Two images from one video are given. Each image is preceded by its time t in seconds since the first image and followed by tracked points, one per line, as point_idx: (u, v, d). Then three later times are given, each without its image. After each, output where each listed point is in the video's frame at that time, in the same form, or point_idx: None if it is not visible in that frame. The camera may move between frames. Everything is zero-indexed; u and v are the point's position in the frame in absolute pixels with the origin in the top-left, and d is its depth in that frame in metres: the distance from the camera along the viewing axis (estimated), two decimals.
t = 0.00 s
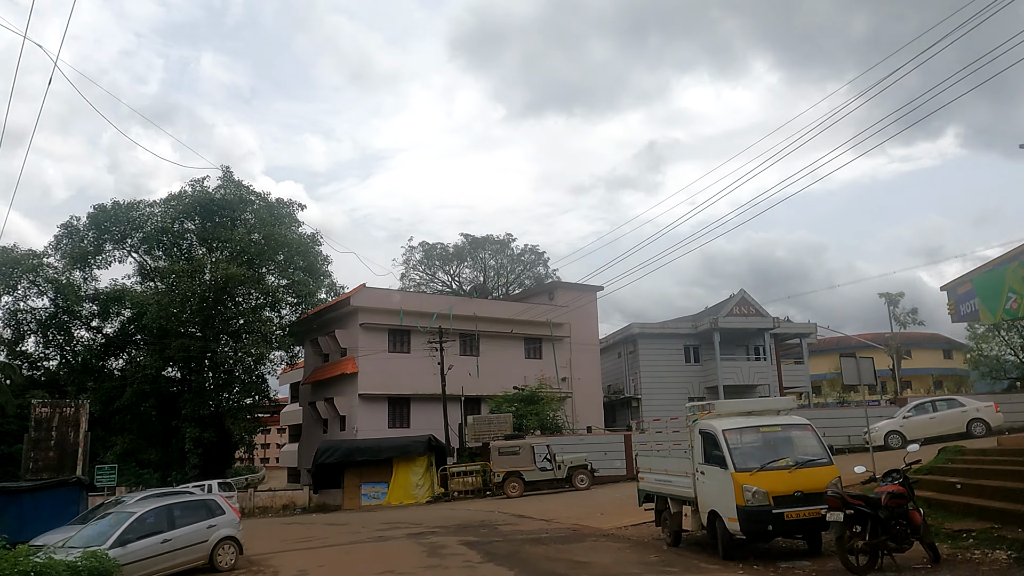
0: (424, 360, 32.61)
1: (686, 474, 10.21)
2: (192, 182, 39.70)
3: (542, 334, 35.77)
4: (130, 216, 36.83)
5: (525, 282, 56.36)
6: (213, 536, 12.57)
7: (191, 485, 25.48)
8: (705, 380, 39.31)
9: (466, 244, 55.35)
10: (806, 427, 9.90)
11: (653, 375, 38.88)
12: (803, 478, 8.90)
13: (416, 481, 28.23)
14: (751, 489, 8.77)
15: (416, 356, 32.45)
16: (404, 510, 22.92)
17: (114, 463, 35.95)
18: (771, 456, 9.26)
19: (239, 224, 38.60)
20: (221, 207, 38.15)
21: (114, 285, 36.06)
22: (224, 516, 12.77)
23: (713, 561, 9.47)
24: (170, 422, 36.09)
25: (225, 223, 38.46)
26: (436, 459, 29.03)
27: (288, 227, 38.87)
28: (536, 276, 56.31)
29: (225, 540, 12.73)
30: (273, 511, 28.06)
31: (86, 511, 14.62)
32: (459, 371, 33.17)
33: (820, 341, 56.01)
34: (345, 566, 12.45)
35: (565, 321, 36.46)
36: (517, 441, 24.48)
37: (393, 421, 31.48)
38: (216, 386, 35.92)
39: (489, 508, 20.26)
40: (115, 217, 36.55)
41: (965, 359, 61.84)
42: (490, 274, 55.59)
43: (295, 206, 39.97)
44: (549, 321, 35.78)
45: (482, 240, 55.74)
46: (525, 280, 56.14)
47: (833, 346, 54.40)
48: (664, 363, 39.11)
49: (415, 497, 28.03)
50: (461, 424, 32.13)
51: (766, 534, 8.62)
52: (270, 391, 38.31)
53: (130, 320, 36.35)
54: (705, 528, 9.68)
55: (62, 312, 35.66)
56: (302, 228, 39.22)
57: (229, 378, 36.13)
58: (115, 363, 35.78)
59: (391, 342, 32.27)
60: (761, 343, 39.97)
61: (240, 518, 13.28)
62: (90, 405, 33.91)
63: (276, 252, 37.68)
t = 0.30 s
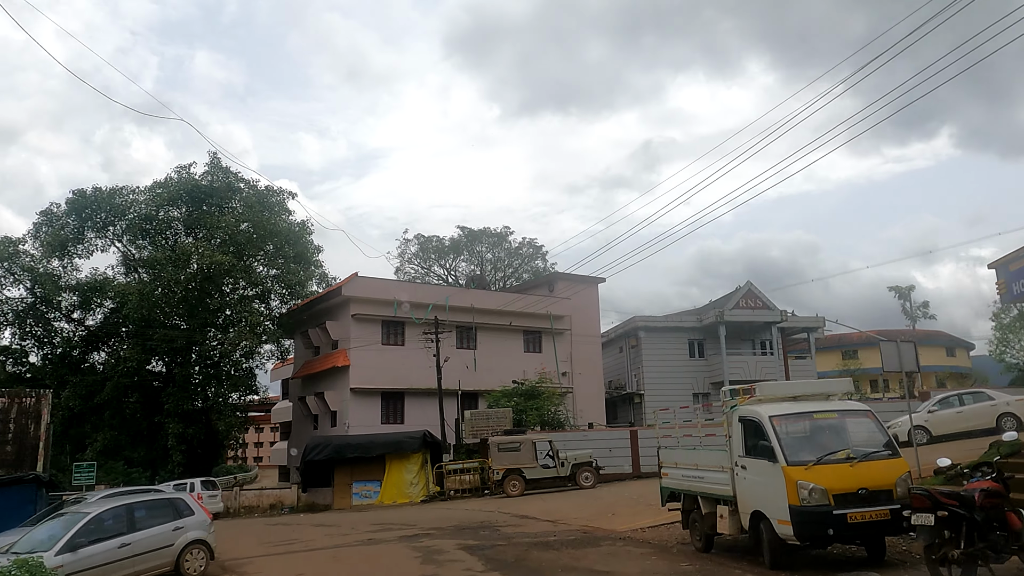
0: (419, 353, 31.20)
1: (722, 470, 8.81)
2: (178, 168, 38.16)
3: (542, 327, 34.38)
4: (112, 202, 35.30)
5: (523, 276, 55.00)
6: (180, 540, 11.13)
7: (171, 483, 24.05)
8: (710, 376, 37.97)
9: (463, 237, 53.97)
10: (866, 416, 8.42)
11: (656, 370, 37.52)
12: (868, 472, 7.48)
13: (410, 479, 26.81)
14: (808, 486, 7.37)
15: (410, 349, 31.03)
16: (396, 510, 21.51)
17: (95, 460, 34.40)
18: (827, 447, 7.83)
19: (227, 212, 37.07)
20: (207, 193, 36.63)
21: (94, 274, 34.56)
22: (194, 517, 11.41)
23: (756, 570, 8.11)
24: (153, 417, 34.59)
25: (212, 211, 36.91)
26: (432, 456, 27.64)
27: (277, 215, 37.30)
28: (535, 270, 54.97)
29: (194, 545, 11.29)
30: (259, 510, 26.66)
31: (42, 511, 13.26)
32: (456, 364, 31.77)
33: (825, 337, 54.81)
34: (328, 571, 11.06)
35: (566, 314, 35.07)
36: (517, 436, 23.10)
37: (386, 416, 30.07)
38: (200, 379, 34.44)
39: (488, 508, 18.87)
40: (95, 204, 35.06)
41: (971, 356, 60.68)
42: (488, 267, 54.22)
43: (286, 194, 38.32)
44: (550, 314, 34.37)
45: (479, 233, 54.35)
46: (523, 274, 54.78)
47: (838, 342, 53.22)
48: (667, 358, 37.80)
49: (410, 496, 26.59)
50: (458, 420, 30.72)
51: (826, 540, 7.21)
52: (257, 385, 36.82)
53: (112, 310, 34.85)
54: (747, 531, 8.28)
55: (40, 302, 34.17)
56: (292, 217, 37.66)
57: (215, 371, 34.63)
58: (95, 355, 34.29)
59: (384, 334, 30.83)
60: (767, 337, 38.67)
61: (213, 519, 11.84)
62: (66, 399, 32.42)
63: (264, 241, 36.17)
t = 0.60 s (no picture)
0: (415, 348, 29.79)
1: (771, 467, 7.45)
2: (165, 155, 36.68)
3: (543, 321, 32.99)
4: (95, 189, 33.82)
5: (523, 272, 53.64)
6: (139, 548, 9.76)
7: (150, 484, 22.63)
8: (717, 373, 36.61)
9: (461, 231, 52.59)
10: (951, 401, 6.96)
11: (662, 367, 36.15)
12: (962, 470, 6.07)
13: (406, 480, 25.40)
14: (888, 487, 5.98)
15: (406, 342, 29.63)
16: (390, 513, 20.11)
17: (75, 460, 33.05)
18: (906, 439, 6.42)
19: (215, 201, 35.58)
20: (195, 182, 35.15)
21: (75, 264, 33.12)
22: (157, 521, 10.07)
23: None
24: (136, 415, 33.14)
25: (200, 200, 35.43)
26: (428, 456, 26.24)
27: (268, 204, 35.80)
28: (535, 266, 53.60)
29: (155, 553, 9.90)
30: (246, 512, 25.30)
31: None
32: (453, 359, 30.38)
33: (831, 335, 53.50)
34: None
35: (568, 308, 33.69)
36: (519, 433, 21.70)
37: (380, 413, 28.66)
38: (185, 375, 32.99)
39: (489, 510, 17.49)
40: (77, 191, 33.57)
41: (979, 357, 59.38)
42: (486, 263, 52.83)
43: (277, 183, 36.86)
44: (551, 308, 33.00)
45: (477, 227, 52.94)
46: (523, 270, 53.40)
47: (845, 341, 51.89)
48: (673, 354, 36.44)
49: (404, 497, 25.16)
50: (455, 417, 29.32)
51: (913, 555, 5.83)
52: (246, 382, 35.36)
53: (94, 302, 33.42)
54: (804, 542, 6.93)
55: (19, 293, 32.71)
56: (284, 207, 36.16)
57: (201, 367, 33.16)
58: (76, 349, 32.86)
59: (378, 327, 29.41)
60: (776, 333, 37.32)
61: (178, 524, 10.45)
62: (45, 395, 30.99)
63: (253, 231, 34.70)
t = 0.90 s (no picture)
0: (413, 341, 28.47)
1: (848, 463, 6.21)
2: (154, 140, 35.23)
3: (547, 314, 31.66)
4: (81, 174, 32.40)
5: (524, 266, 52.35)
6: (91, 557, 8.38)
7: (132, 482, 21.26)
8: (727, 368, 35.32)
9: (462, 224, 51.30)
10: None
11: (670, 362, 34.82)
12: None
13: (404, 479, 24.00)
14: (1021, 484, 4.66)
15: (405, 334, 28.33)
16: (387, 514, 18.76)
17: (58, 456, 31.72)
18: None
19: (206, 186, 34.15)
20: (186, 167, 33.76)
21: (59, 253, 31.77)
22: (114, 526, 8.70)
23: None
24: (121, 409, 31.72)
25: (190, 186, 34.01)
26: (427, 453, 24.92)
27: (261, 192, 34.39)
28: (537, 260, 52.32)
29: (111, 563, 8.51)
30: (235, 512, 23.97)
31: None
32: (454, 353, 29.06)
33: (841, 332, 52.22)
34: None
35: (574, 300, 32.33)
36: (523, 428, 20.36)
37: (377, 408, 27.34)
38: (173, 369, 31.58)
39: (493, 512, 16.13)
40: (60, 176, 32.13)
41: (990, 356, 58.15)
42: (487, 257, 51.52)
43: (271, 170, 35.50)
44: (556, 300, 31.63)
45: (478, 220, 51.66)
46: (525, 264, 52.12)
47: (855, 338, 50.63)
48: (681, 348, 35.14)
49: (402, 497, 23.78)
50: (456, 413, 28.00)
51: None
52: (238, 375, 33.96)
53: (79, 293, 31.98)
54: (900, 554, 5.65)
55: None
56: (278, 195, 34.75)
57: (190, 360, 31.76)
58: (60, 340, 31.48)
59: (376, 318, 28.06)
60: (788, 328, 36.06)
61: (141, 527, 9.04)
62: (26, 389, 29.68)
63: (246, 219, 33.33)
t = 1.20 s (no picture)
0: (415, 334, 27.18)
1: (975, 471, 5.84)
2: (146, 126, 33.90)
3: (555, 307, 30.32)
4: (68, 161, 31.12)
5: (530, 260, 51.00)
6: (29, 571, 7.05)
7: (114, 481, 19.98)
8: (741, 365, 33.99)
9: (466, 217, 49.94)
10: None
11: (683, 357, 33.46)
12: None
13: (404, 479, 22.63)
14: None
15: (406, 327, 27.05)
16: (385, 516, 17.43)
17: (43, 454, 30.45)
18: None
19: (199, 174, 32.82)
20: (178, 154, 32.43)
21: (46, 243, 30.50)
22: (62, 532, 7.41)
23: None
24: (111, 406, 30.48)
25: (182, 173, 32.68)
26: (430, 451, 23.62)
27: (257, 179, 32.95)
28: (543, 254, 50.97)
29: None
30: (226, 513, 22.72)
31: None
32: (457, 346, 27.76)
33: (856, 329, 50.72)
34: None
35: (582, 293, 31.00)
36: (532, 425, 19.06)
37: (377, 404, 26.06)
38: (164, 364, 30.30)
39: (501, 515, 14.79)
40: (47, 162, 30.84)
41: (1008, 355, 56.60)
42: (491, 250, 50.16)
43: (267, 157, 34.15)
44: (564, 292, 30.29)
45: (482, 214, 50.36)
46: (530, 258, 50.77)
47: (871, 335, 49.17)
48: (693, 344, 33.80)
49: (402, 497, 22.43)
50: (460, 410, 26.70)
51: None
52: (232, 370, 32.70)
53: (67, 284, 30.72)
54: None
55: None
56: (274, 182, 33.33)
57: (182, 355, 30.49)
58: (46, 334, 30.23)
59: (376, 310, 26.75)
60: (805, 323, 34.71)
61: (93, 534, 7.72)
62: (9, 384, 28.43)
63: (241, 208, 32.00)
